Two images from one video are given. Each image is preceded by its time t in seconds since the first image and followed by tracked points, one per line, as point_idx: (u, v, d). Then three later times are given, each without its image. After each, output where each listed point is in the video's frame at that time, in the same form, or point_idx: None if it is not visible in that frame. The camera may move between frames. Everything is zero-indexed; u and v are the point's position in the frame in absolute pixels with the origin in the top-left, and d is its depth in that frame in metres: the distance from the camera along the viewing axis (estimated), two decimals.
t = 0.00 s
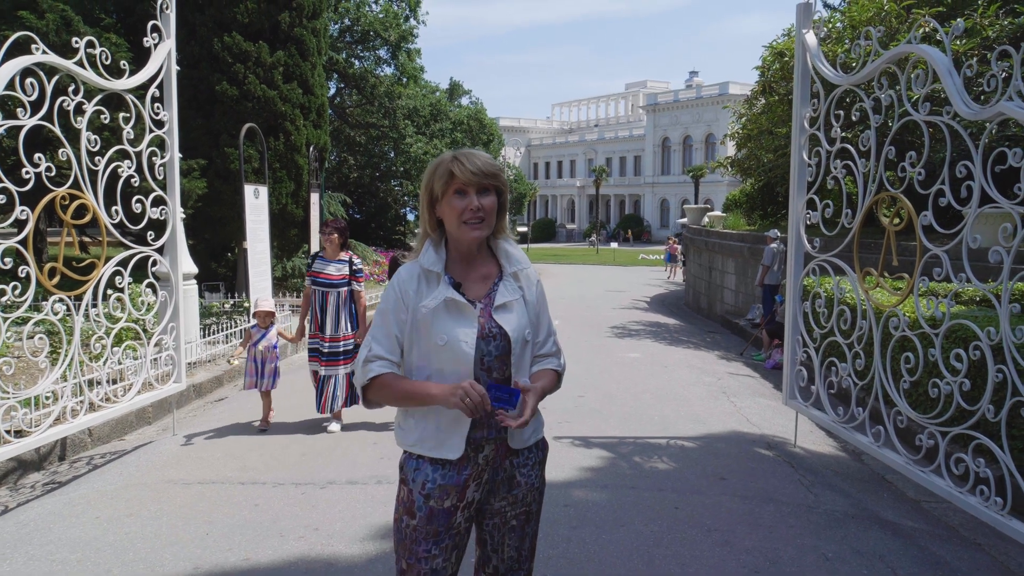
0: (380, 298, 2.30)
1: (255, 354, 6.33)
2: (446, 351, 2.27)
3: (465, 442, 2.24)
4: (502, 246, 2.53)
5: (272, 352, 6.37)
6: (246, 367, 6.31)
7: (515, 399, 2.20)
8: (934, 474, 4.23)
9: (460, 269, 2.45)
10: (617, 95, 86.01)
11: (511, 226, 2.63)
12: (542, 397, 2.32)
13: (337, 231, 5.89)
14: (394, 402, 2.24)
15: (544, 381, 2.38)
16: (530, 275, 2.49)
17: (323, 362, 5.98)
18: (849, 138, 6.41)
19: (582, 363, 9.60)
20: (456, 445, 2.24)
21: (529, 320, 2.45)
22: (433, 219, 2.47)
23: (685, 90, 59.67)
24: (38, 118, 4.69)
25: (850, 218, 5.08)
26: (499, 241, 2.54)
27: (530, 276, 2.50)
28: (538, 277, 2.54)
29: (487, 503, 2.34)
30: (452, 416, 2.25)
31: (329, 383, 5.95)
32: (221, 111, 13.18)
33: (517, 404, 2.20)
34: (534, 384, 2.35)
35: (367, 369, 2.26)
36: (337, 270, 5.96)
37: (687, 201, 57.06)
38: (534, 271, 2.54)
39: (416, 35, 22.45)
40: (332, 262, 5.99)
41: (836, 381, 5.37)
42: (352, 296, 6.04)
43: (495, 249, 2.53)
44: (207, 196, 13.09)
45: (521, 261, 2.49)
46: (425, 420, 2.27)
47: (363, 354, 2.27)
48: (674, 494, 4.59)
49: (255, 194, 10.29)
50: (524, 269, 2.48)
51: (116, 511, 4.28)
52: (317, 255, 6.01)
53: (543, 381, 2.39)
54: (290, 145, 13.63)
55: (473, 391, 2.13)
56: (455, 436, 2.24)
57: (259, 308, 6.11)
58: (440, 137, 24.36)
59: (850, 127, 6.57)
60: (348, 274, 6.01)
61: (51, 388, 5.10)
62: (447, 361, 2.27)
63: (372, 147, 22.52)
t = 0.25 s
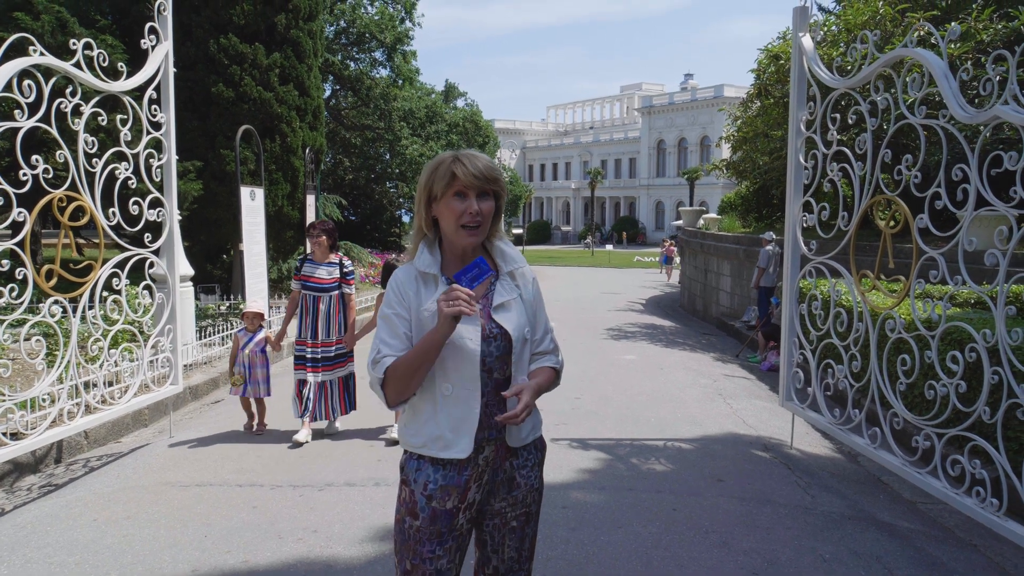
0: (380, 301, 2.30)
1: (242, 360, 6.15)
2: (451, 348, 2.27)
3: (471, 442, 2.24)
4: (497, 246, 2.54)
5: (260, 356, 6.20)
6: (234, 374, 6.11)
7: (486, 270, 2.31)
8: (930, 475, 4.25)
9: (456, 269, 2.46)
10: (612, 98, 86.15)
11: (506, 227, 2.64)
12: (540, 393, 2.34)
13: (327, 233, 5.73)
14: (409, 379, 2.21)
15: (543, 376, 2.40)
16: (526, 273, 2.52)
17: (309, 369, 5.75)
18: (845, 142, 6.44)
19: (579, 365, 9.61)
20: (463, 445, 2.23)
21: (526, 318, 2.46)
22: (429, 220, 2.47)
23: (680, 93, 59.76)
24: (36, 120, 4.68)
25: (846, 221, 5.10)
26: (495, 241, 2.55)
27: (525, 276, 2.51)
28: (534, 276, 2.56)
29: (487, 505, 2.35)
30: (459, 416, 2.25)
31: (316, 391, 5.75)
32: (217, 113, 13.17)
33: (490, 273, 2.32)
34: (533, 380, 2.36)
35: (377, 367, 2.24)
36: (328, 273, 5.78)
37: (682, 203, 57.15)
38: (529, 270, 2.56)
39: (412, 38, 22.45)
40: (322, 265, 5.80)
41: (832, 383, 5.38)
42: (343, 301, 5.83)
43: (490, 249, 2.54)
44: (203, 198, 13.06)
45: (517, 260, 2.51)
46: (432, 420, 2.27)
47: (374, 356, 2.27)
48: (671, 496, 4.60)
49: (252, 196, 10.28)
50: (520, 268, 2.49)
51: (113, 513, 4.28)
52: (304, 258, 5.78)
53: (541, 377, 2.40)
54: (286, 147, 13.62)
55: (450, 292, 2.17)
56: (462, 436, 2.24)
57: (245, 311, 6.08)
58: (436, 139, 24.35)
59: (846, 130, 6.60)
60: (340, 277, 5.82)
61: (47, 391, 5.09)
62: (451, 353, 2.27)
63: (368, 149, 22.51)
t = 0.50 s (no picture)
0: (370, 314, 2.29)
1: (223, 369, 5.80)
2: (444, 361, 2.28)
3: (463, 453, 2.25)
4: (488, 251, 2.55)
5: (242, 366, 5.81)
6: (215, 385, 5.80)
7: (496, 310, 2.35)
8: (924, 476, 4.28)
9: (447, 275, 2.46)
10: (604, 100, 86.32)
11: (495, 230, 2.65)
12: (535, 399, 2.35)
13: (308, 239, 5.57)
14: (408, 399, 2.21)
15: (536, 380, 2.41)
16: (516, 276, 2.54)
17: (292, 382, 5.53)
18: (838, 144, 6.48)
19: (573, 367, 9.63)
20: (456, 455, 2.25)
21: (518, 322, 2.47)
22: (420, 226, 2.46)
23: (672, 95, 59.91)
24: (30, 123, 4.67)
25: (840, 223, 5.13)
26: (484, 246, 2.56)
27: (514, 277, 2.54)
28: (524, 279, 2.58)
29: (484, 509, 2.36)
30: (450, 427, 2.27)
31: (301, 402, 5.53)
32: (210, 115, 13.14)
33: (499, 315, 2.36)
34: (527, 387, 2.36)
35: (375, 383, 2.25)
36: (310, 281, 5.59)
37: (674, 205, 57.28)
38: (519, 273, 2.57)
39: (404, 40, 22.44)
40: (302, 273, 5.60)
41: (826, 384, 5.42)
42: (328, 307, 5.70)
43: (479, 254, 2.55)
44: (196, 200, 13.03)
45: (507, 264, 2.52)
46: (425, 431, 2.28)
47: (369, 369, 2.27)
48: (667, 497, 4.62)
49: (245, 199, 10.25)
50: (511, 271, 2.52)
51: (108, 516, 4.26)
52: (285, 267, 5.60)
53: (533, 382, 2.41)
54: (279, 149, 13.59)
55: (466, 330, 2.15)
56: (455, 446, 2.26)
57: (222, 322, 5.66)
58: (428, 141, 24.37)
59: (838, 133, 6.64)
60: (324, 284, 5.68)
61: (41, 394, 5.07)
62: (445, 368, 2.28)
63: (360, 151, 22.49)
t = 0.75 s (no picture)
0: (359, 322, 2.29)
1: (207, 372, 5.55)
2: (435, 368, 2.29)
3: (454, 461, 2.25)
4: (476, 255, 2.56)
5: (227, 367, 5.55)
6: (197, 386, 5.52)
7: (490, 318, 2.28)
8: (917, 477, 4.31)
9: (436, 281, 2.46)
10: (597, 102, 86.48)
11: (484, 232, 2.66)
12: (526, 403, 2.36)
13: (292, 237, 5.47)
14: (400, 408, 2.22)
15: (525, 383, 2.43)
16: (506, 279, 2.56)
17: (271, 384, 5.39)
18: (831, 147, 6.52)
19: (567, 369, 9.64)
20: (447, 462, 2.25)
21: (507, 326, 2.48)
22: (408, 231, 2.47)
23: (664, 97, 60.04)
24: (25, 125, 4.65)
25: (833, 225, 5.16)
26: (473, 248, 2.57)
27: (503, 281, 2.55)
28: (513, 282, 2.59)
29: (477, 513, 2.37)
30: (441, 436, 2.27)
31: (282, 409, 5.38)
32: (202, 117, 13.11)
33: (494, 323, 2.28)
34: (518, 391, 2.37)
35: (365, 393, 2.24)
36: (292, 279, 5.47)
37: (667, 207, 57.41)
38: (508, 276, 2.59)
39: (397, 42, 22.43)
40: (283, 272, 5.48)
41: (819, 386, 5.44)
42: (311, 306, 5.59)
43: (468, 257, 2.56)
44: (188, 202, 12.98)
45: (497, 266, 2.53)
46: (415, 439, 2.28)
47: (359, 378, 2.27)
48: (663, 498, 4.63)
49: (238, 201, 10.22)
50: (500, 274, 2.53)
51: (104, 519, 4.25)
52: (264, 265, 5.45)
53: (523, 385, 2.42)
54: (272, 151, 13.56)
55: (460, 338, 2.16)
56: (445, 454, 2.26)
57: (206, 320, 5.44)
58: (421, 143, 24.36)
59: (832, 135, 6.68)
60: (306, 282, 5.55)
61: (35, 397, 5.04)
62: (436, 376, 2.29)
63: (353, 152, 22.47)
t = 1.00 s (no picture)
0: (353, 324, 2.29)
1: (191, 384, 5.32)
2: (428, 373, 2.30)
3: (448, 467, 2.26)
4: (470, 258, 2.57)
5: (209, 381, 5.32)
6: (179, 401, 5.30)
7: (491, 337, 2.26)
8: (912, 477, 4.34)
9: (430, 283, 2.47)
10: (590, 104, 86.63)
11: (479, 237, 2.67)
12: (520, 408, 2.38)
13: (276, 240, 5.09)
14: (392, 415, 2.22)
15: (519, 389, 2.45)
16: (500, 284, 2.57)
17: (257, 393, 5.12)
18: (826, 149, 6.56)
19: (562, 370, 9.66)
20: (441, 468, 2.25)
21: (500, 331, 2.50)
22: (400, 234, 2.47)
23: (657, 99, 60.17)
24: (21, 127, 4.64)
25: (828, 227, 5.18)
26: (467, 252, 2.57)
27: (497, 285, 2.55)
28: (507, 287, 2.60)
29: (472, 519, 2.38)
30: (434, 442, 2.27)
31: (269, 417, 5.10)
32: (196, 119, 13.09)
33: (495, 341, 2.26)
34: (511, 396, 2.39)
35: (356, 398, 2.25)
36: (275, 286, 5.13)
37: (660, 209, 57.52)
38: (502, 281, 2.60)
39: (391, 43, 22.43)
40: (267, 278, 5.12)
41: (814, 387, 5.47)
42: (294, 315, 5.24)
43: (462, 261, 2.56)
44: (182, 204, 12.94)
45: (491, 270, 2.54)
46: (408, 445, 2.29)
47: (350, 383, 2.27)
48: (660, 499, 4.65)
49: (233, 203, 10.20)
50: (494, 278, 2.54)
51: (101, 522, 4.24)
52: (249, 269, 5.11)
53: (516, 390, 2.44)
54: (267, 153, 13.53)
55: (457, 356, 2.15)
56: (439, 460, 2.26)
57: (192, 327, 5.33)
58: (415, 145, 24.37)
59: (826, 137, 6.73)
60: (290, 290, 5.19)
61: (31, 399, 5.03)
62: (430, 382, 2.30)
63: (346, 155, 22.46)
